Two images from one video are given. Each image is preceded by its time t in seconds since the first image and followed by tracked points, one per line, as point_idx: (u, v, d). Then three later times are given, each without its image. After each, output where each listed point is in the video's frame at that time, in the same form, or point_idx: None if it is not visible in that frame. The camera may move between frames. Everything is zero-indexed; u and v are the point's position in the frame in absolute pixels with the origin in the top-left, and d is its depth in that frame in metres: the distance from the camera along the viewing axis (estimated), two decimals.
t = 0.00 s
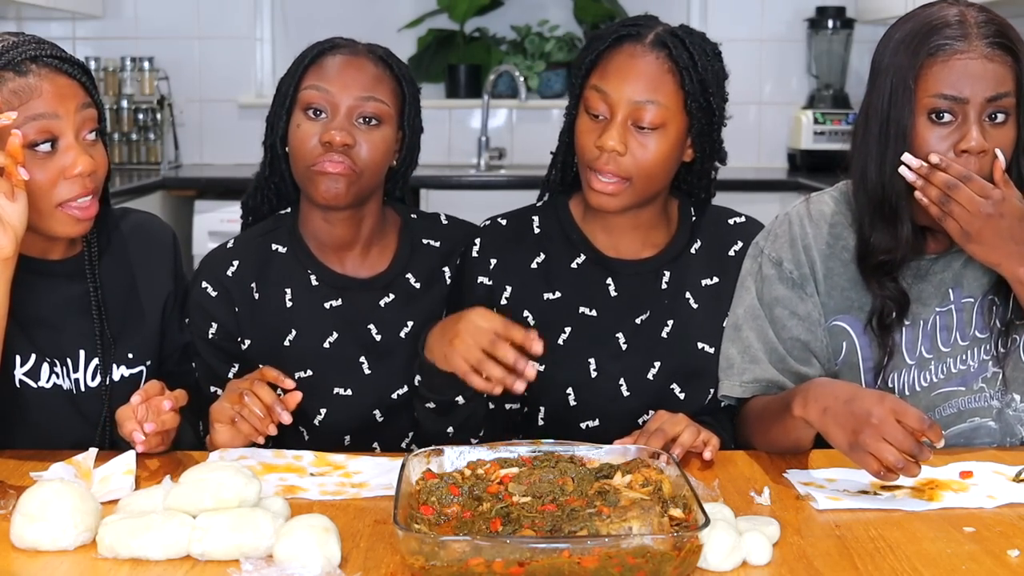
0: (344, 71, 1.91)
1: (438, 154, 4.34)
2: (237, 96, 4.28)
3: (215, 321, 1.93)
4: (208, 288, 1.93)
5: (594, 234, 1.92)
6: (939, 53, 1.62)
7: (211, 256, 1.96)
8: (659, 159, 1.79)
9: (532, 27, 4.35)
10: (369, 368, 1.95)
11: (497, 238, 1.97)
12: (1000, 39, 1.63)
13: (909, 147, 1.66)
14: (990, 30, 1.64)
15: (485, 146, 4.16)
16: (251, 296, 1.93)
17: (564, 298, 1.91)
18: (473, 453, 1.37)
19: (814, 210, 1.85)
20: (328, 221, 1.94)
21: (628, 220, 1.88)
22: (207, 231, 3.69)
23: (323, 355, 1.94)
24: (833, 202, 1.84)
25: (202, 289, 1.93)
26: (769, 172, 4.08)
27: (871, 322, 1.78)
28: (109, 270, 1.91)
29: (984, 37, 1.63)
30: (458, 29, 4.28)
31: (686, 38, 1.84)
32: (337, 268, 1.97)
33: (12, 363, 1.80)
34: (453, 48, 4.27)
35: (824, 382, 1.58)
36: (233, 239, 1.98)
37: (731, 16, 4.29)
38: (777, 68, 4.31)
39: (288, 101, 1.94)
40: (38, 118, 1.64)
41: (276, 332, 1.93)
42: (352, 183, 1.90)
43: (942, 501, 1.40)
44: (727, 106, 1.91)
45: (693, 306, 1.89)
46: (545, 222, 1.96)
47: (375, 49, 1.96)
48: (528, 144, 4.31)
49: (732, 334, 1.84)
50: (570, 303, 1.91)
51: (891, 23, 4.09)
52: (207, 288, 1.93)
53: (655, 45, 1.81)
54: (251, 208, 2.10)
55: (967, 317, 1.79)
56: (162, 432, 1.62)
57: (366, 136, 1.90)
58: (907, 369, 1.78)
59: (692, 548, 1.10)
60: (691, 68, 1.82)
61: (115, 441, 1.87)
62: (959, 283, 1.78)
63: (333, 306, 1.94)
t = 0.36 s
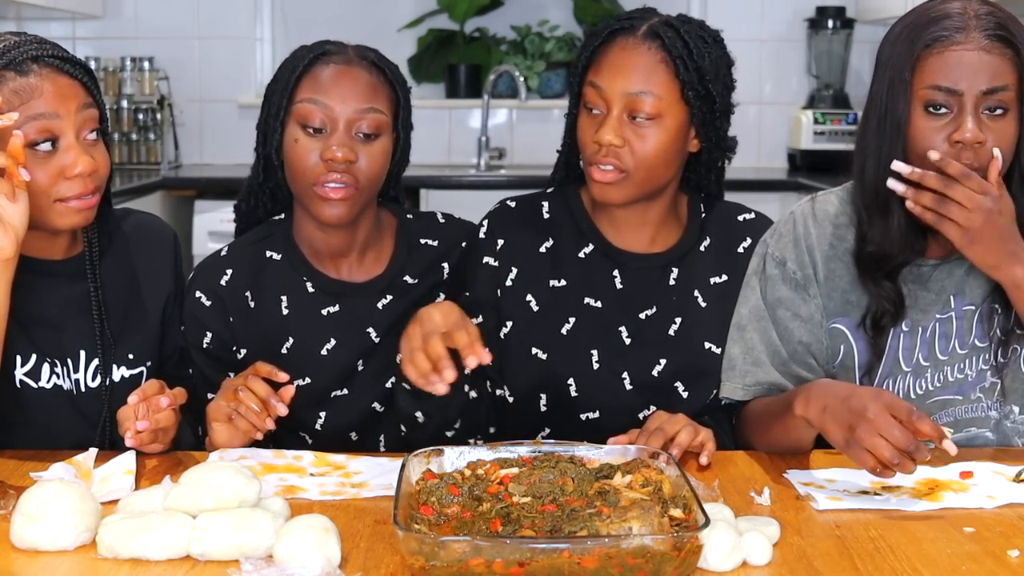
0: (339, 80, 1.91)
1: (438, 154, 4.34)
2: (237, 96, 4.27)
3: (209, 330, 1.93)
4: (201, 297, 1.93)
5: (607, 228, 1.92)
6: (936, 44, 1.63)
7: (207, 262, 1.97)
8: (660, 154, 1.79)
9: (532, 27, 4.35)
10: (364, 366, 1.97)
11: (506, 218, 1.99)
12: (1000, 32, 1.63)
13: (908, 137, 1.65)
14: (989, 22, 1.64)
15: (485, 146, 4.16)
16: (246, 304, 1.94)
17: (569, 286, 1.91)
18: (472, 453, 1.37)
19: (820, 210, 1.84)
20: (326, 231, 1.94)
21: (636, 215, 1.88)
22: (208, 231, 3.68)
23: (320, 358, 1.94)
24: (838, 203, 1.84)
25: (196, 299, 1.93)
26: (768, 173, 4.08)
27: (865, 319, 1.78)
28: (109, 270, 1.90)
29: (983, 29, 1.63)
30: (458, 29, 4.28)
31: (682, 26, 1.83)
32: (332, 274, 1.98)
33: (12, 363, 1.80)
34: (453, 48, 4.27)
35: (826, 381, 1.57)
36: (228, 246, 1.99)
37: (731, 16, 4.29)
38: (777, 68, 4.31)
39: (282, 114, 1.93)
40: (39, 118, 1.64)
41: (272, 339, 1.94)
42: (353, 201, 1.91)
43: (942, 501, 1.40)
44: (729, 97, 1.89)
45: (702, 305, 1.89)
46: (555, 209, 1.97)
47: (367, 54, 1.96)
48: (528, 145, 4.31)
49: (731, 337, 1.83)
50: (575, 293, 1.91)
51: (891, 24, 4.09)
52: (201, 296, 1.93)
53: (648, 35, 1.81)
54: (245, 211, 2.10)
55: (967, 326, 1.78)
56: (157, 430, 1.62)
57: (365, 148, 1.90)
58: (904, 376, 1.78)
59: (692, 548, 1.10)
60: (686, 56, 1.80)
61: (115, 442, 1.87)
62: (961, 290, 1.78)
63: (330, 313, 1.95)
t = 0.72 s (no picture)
0: (351, 88, 1.91)
1: (438, 154, 4.34)
2: (237, 96, 4.27)
3: (208, 312, 1.96)
4: (202, 279, 1.96)
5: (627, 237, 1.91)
6: (930, 42, 1.63)
7: (208, 249, 2.00)
8: (669, 163, 1.78)
9: (532, 27, 4.35)
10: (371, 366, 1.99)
11: (529, 210, 1.97)
12: (993, 23, 1.63)
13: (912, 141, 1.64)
14: (982, 16, 1.64)
15: (485, 146, 4.16)
16: (242, 291, 1.97)
17: (582, 287, 1.91)
18: (472, 453, 1.37)
19: (818, 216, 1.86)
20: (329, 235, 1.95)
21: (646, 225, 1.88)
22: (208, 231, 3.69)
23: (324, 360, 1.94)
24: (839, 207, 1.85)
25: (196, 279, 1.96)
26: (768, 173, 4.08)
27: (873, 329, 1.79)
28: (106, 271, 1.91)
29: (976, 23, 1.63)
30: (458, 30, 4.28)
31: (693, 36, 1.83)
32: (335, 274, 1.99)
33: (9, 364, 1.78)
34: (453, 48, 4.27)
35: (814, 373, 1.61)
36: (234, 234, 2.02)
37: (731, 16, 4.29)
38: (777, 68, 4.31)
39: (295, 116, 1.95)
40: (20, 113, 1.64)
41: (267, 330, 1.97)
42: (356, 209, 1.91)
43: (942, 501, 1.40)
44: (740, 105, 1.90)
45: (710, 317, 1.89)
46: (573, 207, 1.96)
47: (383, 62, 1.97)
48: (528, 145, 4.32)
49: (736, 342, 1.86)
50: (589, 296, 1.90)
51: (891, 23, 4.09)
52: (202, 278, 1.96)
53: (658, 46, 1.81)
54: (267, 198, 2.11)
55: (973, 328, 1.77)
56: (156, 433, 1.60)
57: (370, 158, 1.91)
58: (909, 380, 1.77)
59: (692, 548, 1.10)
60: (696, 66, 1.80)
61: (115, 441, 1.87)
62: (966, 292, 1.77)
63: (325, 310, 1.97)
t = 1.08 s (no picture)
0: (366, 81, 1.92)
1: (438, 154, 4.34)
2: (237, 96, 4.28)
3: (243, 279, 1.94)
4: (238, 249, 1.95)
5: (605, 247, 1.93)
6: (909, 50, 1.64)
7: (240, 226, 2.00)
8: (640, 165, 1.80)
9: (532, 27, 4.35)
10: (381, 354, 1.97)
11: (518, 245, 1.96)
12: (974, 32, 1.62)
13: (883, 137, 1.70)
14: (969, 28, 1.63)
15: (485, 146, 4.16)
16: (272, 266, 1.96)
17: (586, 309, 1.91)
18: (472, 453, 1.37)
19: (820, 216, 1.86)
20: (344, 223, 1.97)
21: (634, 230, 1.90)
22: (208, 231, 3.69)
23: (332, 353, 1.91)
24: (839, 207, 1.85)
25: (232, 249, 1.95)
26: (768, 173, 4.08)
27: (857, 311, 1.80)
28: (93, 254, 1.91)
29: (958, 36, 1.62)
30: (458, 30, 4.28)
31: (664, 44, 1.85)
32: (353, 252, 1.98)
33: None
34: (453, 48, 4.26)
35: (828, 389, 1.62)
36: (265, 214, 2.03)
37: (731, 16, 4.29)
38: (777, 68, 4.31)
39: (313, 108, 1.95)
40: None
41: (289, 310, 1.96)
42: (369, 200, 1.92)
43: (942, 501, 1.40)
44: (723, 107, 1.92)
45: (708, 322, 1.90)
46: (563, 233, 1.96)
47: (397, 56, 1.96)
48: (527, 145, 4.33)
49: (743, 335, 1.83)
50: (592, 312, 1.91)
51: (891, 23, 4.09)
52: (238, 248, 1.95)
53: (630, 55, 1.83)
54: (287, 190, 2.09)
55: (967, 326, 1.78)
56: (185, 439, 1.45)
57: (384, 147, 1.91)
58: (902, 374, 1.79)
59: (692, 548, 1.10)
60: (664, 72, 1.81)
61: (115, 442, 1.87)
62: (962, 291, 1.78)
63: (351, 291, 1.97)
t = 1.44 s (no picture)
0: (376, 78, 1.93)
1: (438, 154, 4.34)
2: (237, 96, 4.28)
3: (271, 226, 1.96)
4: (269, 203, 1.99)
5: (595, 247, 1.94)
6: (902, 53, 1.64)
7: (266, 186, 2.05)
8: (631, 167, 1.79)
9: (532, 27, 4.35)
10: (381, 341, 1.97)
11: (509, 251, 1.99)
12: (967, 35, 1.62)
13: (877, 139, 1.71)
14: (962, 31, 1.62)
15: (485, 146, 4.16)
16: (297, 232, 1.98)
17: (579, 308, 1.92)
18: (472, 453, 1.37)
19: (818, 215, 1.86)
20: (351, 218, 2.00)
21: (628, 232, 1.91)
22: (208, 231, 3.69)
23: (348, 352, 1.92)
24: (837, 207, 1.86)
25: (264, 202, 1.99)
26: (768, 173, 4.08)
27: (854, 312, 1.81)
28: (66, 243, 1.83)
29: (949, 39, 1.62)
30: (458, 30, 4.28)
31: (649, 49, 1.85)
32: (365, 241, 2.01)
33: None
34: (453, 47, 4.24)
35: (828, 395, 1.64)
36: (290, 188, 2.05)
37: (731, 16, 4.29)
38: (777, 68, 4.31)
39: (323, 103, 1.97)
40: None
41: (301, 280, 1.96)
42: (376, 196, 1.94)
43: (942, 501, 1.40)
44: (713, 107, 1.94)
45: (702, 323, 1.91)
46: (552, 237, 1.98)
47: (406, 54, 1.98)
48: (528, 145, 4.32)
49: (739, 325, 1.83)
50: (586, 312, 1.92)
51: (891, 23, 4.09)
52: (269, 201, 1.99)
53: (617, 60, 1.83)
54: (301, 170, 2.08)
55: (963, 326, 1.78)
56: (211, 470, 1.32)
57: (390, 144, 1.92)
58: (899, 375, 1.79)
59: (692, 548, 1.10)
60: (651, 76, 1.82)
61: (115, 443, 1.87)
62: (959, 291, 1.78)
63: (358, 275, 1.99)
